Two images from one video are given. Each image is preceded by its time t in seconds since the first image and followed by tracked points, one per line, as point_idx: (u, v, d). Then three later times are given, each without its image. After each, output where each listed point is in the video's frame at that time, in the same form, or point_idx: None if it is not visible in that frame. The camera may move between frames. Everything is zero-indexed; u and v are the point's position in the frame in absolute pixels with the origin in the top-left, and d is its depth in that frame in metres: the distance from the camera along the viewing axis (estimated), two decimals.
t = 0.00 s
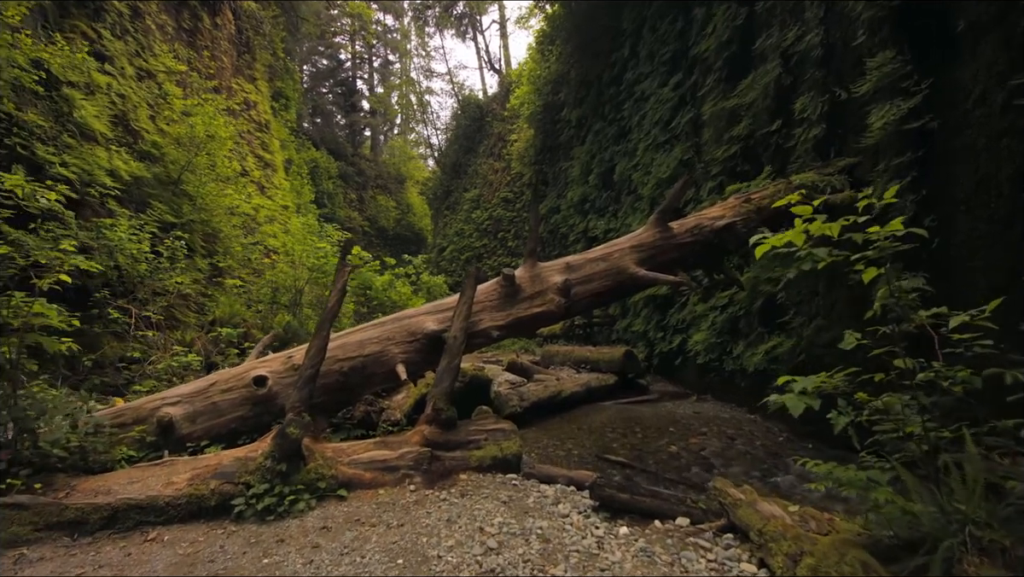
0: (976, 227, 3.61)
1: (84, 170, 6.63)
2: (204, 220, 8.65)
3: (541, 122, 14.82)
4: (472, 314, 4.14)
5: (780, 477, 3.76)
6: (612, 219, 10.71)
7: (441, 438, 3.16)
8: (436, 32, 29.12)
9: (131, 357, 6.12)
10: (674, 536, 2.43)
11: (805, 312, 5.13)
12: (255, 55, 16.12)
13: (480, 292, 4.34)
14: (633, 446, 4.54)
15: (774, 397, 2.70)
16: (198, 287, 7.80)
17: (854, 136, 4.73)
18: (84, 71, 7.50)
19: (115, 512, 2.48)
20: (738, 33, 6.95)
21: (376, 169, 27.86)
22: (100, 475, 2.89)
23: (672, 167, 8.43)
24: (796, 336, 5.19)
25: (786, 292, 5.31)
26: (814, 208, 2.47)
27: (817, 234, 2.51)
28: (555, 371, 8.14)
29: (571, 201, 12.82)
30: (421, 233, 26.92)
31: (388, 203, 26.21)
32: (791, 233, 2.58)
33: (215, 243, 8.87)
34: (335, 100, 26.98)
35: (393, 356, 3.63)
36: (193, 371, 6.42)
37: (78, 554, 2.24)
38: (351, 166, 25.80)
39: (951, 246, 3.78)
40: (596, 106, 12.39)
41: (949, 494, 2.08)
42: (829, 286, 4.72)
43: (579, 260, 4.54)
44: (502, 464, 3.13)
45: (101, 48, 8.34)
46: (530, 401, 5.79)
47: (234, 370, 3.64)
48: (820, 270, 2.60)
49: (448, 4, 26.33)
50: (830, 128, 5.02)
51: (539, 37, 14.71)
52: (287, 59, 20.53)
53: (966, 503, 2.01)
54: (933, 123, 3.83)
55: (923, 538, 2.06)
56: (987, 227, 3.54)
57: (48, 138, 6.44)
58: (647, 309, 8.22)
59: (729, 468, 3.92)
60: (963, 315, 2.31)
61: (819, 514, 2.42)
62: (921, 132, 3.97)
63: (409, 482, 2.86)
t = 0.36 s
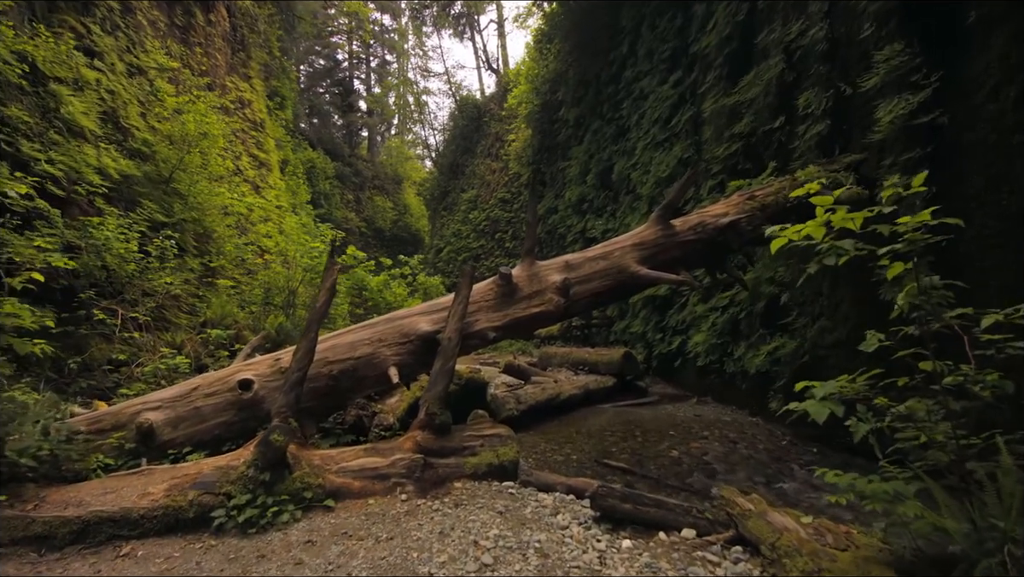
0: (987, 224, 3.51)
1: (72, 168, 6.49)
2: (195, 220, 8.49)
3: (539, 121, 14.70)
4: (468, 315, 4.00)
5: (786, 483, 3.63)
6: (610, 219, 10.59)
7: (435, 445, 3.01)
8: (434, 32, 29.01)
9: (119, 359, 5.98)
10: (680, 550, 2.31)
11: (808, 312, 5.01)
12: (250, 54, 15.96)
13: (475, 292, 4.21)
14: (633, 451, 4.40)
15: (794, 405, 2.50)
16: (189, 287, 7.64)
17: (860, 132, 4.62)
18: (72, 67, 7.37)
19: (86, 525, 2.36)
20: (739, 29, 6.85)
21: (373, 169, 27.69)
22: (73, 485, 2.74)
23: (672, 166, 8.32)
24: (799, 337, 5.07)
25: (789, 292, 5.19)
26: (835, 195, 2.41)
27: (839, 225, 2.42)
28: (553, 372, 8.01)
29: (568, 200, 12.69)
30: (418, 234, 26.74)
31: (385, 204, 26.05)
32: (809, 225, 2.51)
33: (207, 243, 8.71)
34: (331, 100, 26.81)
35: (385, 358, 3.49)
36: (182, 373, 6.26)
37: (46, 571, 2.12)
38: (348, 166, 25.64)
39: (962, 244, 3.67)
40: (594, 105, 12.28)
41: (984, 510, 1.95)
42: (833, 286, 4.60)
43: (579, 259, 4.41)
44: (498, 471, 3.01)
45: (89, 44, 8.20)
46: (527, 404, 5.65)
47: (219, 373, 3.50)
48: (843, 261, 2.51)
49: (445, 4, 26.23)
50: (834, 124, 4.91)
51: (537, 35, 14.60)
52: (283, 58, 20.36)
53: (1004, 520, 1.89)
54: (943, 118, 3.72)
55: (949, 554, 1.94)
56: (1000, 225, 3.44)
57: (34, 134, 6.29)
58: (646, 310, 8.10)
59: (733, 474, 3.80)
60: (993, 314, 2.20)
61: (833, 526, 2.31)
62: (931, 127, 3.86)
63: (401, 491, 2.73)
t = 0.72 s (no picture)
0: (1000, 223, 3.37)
1: (56, 165, 6.33)
2: (186, 219, 8.32)
3: (536, 121, 14.59)
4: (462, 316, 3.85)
5: (792, 490, 3.49)
6: (608, 219, 10.47)
7: (426, 452, 2.86)
8: (431, 32, 28.91)
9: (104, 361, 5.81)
10: (687, 567, 2.17)
11: (812, 312, 4.88)
12: (244, 52, 15.80)
13: (470, 292, 4.07)
14: (632, 456, 4.25)
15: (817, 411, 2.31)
16: (178, 288, 7.46)
17: (864, 128, 4.50)
18: (58, 62, 7.21)
19: (48, 543, 2.25)
20: (739, 26, 6.74)
21: (369, 170, 27.50)
22: (40, 498, 2.63)
23: (671, 164, 8.20)
24: (801, 338, 4.94)
25: (791, 292, 5.05)
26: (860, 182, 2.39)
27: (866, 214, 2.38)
28: (549, 374, 7.87)
29: (565, 200, 12.55)
30: (415, 235, 26.54)
31: (381, 205, 25.84)
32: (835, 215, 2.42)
33: (199, 243, 8.55)
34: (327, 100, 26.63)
35: (375, 362, 3.34)
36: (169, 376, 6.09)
37: None
38: (344, 167, 25.44)
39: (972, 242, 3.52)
40: (592, 105, 12.17)
41: None
42: (835, 286, 4.47)
43: (577, 257, 4.27)
44: (494, 480, 2.87)
45: (76, 39, 8.04)
46: (523, 407, 5.49)
47: (200, 378, 3.37)
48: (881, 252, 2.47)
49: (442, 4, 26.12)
50: (838, 120, 4.79)
51: (534, 34, 14.50)
52: (279, 57, 20.20)
53: None
54: (953, 112, 3.60)
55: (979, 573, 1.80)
56: (1012, 223, 3.30)
57: (17, 130, 6.13)
58: (644, 311, 7.97)
59: (737, 480, 3.66)
60: None
61: (851, 542, 2.17)
62: (941, 122, 3.73)
63: (390, 502, 2.58)
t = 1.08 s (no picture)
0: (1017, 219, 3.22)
1: (40, 162, 6.19)
2: (177, 218, 8.17)
3: (534, 120, 14.45)
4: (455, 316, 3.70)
5: (800, 498, 3.34)
6: (607, 218, 10.33)
7: (417, 461, 2.70)
8: (428, 32, 28.77)
9: (89, 363, 5.64)
10: None
11: (816, 313, 4.74)
12: (239, 50, 15.65)
13: (463, 292, 3.92)
14: (633, 462, 4.10)
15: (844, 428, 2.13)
16: (168, 288, 7.30)
17: (871, 123, 4.37)
18: (43, 57, 7.07)
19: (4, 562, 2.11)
20: (741, 21, 6.62)
21: (366, 170, 27.32)
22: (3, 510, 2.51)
23: (671, 163, 8.07)
24: (806, 339, 4.80)
25: (795, 292, 4.91)
26: (894, 169, 2.34)
27: (903, 200, 2.27)
28: (547, 376, 7.72)
29: (563, 200, 12.41)
30: (412, 235, 26.33)
31: (378, 206, 25.65)
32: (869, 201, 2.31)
33: (191, 243, 8.39)
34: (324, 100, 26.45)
35: (364, 364, 3.19)
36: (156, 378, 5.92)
37: None
38: (341, 167, 25.26)
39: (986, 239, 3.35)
40: (590, 104, 12.04)
41: None
42: (839, 287, 4.34)
43: (576, 255, 4.13)
44: (489, 490, 2.71)
45: (63, 34, 7.90)
46: (521, 410, 5.33)
47: (179, 383, 3.25)
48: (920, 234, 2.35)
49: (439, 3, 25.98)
50: (845, 115, 4.66)
51: (532, 33, 14.38)
52: (274, 56, 20.03)
53: None
54: (966, 105, 3.46)
55: None
56: None
57: None
58: (644, 312, 7.84)
59: (742, 487, 3.51)
60: None
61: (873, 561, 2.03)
62: (953, 115, 3.59)
63: (378, 515, 2.43)
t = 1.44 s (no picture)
0: None
1: (26, 158, 6.06)
2: (169, 217, 8.01)
3: (533, 119, 14.32)
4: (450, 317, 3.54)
5: (812, 509, 3.20)
6: (607, 217, 10.19)
7: (408, 470, 2.56)
8: (427, 31, 28.60)
9: (76, 364, 5.48)
10: None
11: (825, 313, 4.59)
12: (234, 48, 15.48)
13: (458, 291, 3.76)
14: (636, 469, 3.95)
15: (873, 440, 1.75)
16: (159, 288, 7.14)
17: (883, 116, 4.23)
18: (31, 52, 6.93)
19: None
20: (744, 15, 6.48)
21: (365, 170, 27.14)
22: None
23: (673, 161, 7.92)
24: (815, 340, 4.65)
25: (804, 292, 4.77)
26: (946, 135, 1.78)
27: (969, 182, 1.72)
28: (547, 378, 7.57)
29: (563, 199, 12.26)
30: (412, 235, 26.14)
31: (377, 206, 25.45)
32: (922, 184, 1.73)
33: (184, 242, 8.23)
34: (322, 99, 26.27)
35: (353, 368, 3.03)
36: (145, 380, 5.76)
37: None
38: (339, 167, 25.07)
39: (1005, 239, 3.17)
40: (589, 102, 11.89)
41: None
42: (851, 288, 4.22)
43: (576, 254, 3.98)
44: (485, 501, 2.56)
45: (52, 28, 7.75)
46: (520, 414, 5.17)
47: (157, 388, 3.15)
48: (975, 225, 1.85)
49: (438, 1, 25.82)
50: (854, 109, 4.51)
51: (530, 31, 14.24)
52: (272, 54, 19.86)
53: None
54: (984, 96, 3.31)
55: None
56: None
57: None
58: (646, 313, 7.69)
59: (751, 496, 3.36)
60: None
61: None
62: (970, 107, 3.43)
63: (365, 530, 2.27)
